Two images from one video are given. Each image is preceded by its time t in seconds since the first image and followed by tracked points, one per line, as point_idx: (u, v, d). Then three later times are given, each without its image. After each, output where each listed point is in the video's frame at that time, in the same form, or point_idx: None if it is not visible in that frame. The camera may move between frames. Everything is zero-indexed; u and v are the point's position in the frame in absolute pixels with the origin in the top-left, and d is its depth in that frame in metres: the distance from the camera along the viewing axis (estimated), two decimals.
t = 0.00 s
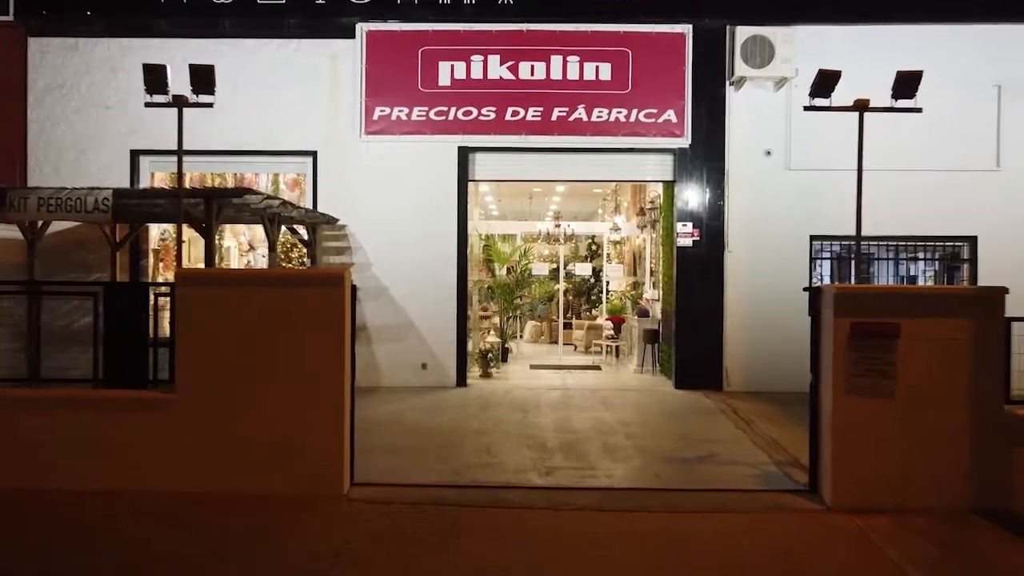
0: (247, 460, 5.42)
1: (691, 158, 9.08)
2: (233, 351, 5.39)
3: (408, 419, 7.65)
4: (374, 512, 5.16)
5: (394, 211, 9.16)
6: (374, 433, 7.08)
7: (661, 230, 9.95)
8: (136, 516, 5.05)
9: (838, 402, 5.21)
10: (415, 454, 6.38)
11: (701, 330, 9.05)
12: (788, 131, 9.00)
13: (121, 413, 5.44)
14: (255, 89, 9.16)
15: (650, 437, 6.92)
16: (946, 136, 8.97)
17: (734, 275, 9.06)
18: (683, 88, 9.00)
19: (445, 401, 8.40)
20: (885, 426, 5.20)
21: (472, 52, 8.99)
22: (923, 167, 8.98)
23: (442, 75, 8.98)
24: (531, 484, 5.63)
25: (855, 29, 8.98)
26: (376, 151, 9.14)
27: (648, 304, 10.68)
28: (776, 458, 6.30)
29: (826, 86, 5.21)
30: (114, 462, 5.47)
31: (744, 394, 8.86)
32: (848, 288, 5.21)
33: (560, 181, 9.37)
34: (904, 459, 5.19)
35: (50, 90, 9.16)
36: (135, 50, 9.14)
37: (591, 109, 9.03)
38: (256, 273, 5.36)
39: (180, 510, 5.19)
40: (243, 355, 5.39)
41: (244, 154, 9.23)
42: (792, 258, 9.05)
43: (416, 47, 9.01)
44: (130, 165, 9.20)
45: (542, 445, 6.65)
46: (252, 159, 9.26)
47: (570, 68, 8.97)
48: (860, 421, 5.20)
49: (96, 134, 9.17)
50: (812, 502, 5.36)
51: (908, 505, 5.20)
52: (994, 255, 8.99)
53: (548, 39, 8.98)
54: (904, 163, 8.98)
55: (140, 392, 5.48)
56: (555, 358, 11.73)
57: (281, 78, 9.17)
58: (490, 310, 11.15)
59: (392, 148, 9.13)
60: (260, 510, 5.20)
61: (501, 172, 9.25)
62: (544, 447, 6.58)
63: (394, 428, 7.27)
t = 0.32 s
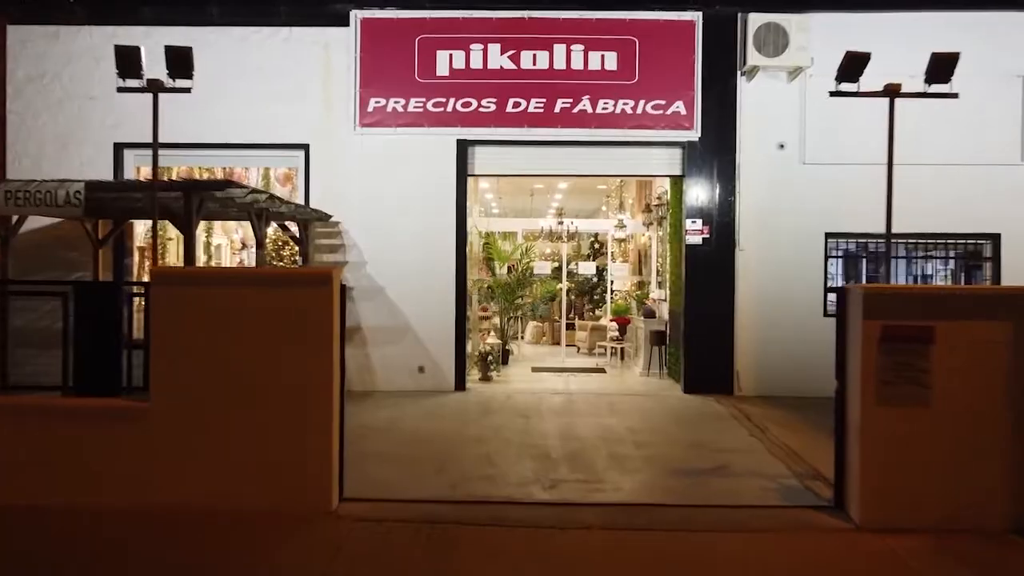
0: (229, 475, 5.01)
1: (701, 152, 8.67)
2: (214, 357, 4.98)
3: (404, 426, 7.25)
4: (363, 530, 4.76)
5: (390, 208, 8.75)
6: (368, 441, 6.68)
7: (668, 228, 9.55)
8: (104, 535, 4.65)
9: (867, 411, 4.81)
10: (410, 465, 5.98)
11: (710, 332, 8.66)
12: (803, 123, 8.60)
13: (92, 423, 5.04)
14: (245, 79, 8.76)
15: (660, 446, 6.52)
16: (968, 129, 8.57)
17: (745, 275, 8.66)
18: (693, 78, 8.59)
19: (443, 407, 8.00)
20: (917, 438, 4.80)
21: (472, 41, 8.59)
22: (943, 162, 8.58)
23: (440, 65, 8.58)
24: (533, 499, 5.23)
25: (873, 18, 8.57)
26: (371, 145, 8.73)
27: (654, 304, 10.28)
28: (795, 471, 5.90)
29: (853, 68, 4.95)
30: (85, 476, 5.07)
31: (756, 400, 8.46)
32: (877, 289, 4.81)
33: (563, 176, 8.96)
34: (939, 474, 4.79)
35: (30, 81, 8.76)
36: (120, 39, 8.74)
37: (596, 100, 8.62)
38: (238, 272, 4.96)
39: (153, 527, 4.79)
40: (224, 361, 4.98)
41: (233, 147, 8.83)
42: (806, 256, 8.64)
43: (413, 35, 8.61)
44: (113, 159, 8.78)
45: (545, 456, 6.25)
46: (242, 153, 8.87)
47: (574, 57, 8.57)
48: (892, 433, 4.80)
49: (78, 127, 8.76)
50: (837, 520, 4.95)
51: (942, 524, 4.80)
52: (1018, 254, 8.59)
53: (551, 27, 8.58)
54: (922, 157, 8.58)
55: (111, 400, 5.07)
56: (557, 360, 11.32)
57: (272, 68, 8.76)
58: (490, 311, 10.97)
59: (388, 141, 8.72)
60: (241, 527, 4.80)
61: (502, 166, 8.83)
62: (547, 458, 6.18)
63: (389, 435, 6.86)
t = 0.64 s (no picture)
0: (201, 502, 4.45)
1: (715, 146, 8.18)
2: (184, 371, 4.43)
3: (399, 438, 6.77)
4: (350, 562, 4.27)
5: (385, 205, 8.26)
6: (360, 456, 6.19)
7: (679, 227, 9.07)
8: (59, 567, 4.14)
9: (912, 429, 4.32)
10: (404, 484, 5.49)
11: (725, 336, 8.17)
12: (824, 115, 8.11)
13: (47, 443, 4.50)
14: (232, 68, 8.27)
15: (676, 462, 6.04)
16: (998, 122, 8.08)
17: (762, 276, 8.17)
18: (706, 67, 8.11)
19: (441, 417, 7.51)
20: (967, 459, 4.31)
21: (472, 28, 8.10)
22: (972, 156, 8.09)
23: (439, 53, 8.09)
24: (539, 525, 4.75)
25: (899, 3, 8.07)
26: (366, 137, 8.24)
27: (664, 306, 9.77)
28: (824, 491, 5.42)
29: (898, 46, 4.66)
30: (41, 502, 4.52)
31: (773, 409, 7.97)
32: (923, 293, 4.31)
33: (569, 172, 8.47)
34: (990, 499, 4.30)
35: (5, 70, 8.28)
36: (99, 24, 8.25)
37: (603, 90, 8.13)
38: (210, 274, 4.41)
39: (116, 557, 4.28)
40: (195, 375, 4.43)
41: (220, 140, 8.35)
42: (826, 257, 8.16)
43: (410, 22, 8.13)
44: (93, 152, 8.31)
45: (551, 473, 5.76)
46: (229, 147, 8.39)
47: (581, 45, 8.08)
48: (939, 453, 4.31)
49: (56, 119, 8.28)
50: (877, 549, 4.46)
51: (994, 555, 4.31)
52: None
53: (557, 13, 8.10)
54: (950, 151, 8.09)
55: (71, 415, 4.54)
56: (562, 365, 10.83)
57: (261, 57, 8.27)
58: (491, 314, 10.46)
59: (382, 134, 8.24)
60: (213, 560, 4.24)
61: (504, 160, 8.34)
62: (554, 476, 5.70)
63: (383, 449, 6.38)
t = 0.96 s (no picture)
0: (166, 543, 3.87)
1: (729, 141, 7.71)
2: (145, 392, 3.83)
3: (392, 455, 6.28)
4: None
5: (379, 204, 7.76)
6: (349, 477, 5.70)
7: (689, 228, 8.59)
8: None
9: (967, 454, 3.84)
10: (398, 510, 5.01)
11: (740, 344, 7.71)
12: (844, 109, 7.63)
13: None
14: (215, 58, 7.78)
15: (692, 483, 5.56)
16: None
17: (779, 279, 7.69)
18: (720, 58, 7.64)
19: (437, 432, 7.03)
20: None
21: (470, 16, 7.62)
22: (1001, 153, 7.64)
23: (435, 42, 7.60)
24: (546, 559, 4.27)
25: None
26: (358, 132, 7.75)
27: (672, 311, 9.27)
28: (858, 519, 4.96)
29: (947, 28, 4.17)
30: None
31: (790, 422, 7.49)
32: (980, 302, 3.83)
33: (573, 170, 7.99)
34: None
35: None
36: (71, 10, 7.74)
37: (610, 82, 7.65)
38: (173, 283, 3.81)
39: None
40: (155, 398, 3.84)
41: (202, 135, 7.85)
42: (847, 259, 7.67)
43: (405, 9, 7.64)
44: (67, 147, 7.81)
45: (558, 496, 5.27)
46: (212, 142, 7.89)
47: (586, 34, 7.60)
48: (997, 481, 3.84)
49: (27, 111, 7.78)
50: None
51: None
52: None
53: None
54: (978, 147, 7.63)
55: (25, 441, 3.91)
56: (565, 372, 10.36)
57: (246, 46, 7.78)
58: (490, 319, 10.05)
59: (375, 128, 7.74)
60: None
61: (504, 157, 7.85)
62: (561, 499, 5.22)
63: (375, 469, 5.90)
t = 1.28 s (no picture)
0: None
1: (738, 134, 7.23)
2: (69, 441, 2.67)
3: (378, 474, 5.77)
4: None
5: (365, 201, 7.24)
6: (330, 500, 5.17)
7: (694, 227, 8.12)
8: None
9: None
10: (382, 540, 4.49)
11: (750, 350, 7.23)
12: (860, 100, 7.18)
13: None
14: (189, 44, 7.26)
15: (706, 506, 5.08)
16: None
17: (791, 280, 7.22)
18: (728, 45, 7.17)
19: (426, 447, 6.52)
20: None
21: None
22: None
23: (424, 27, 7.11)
24: None
25: None
26: (342, 124, 7.23)
27: (676, 314, 8.79)
28: (894, 548, 4.47)
29: None
30: None
31: (805, 434, 7.02)
32: None
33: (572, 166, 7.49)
34: None
35: None
36: None
37: (612, 71, 7.17)
38: (82, 291, 2.64)
39: None
40: (57, 457, 2.68)
41: (173, 127, 7.32)
42: (865, 260, 7.20)
43: None
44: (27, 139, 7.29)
45: (561, 523, 4.76)
46: (185, 134, 7.38)
47: (586, 20, 7.12)
48: None
49: None
50: None
51: None
52: None
53: None
54: (1002, 141, 7.18)
55: None
56: (561, 378, 9.90)
57: (222, 31, 7.26)
58: (483, 321, 9.59)
59: (360, 120, 7.22)
60: None
61: (498, 151, 7.35)
62: (563, 526, 4.72)
63: (357, 490, 5.38)
